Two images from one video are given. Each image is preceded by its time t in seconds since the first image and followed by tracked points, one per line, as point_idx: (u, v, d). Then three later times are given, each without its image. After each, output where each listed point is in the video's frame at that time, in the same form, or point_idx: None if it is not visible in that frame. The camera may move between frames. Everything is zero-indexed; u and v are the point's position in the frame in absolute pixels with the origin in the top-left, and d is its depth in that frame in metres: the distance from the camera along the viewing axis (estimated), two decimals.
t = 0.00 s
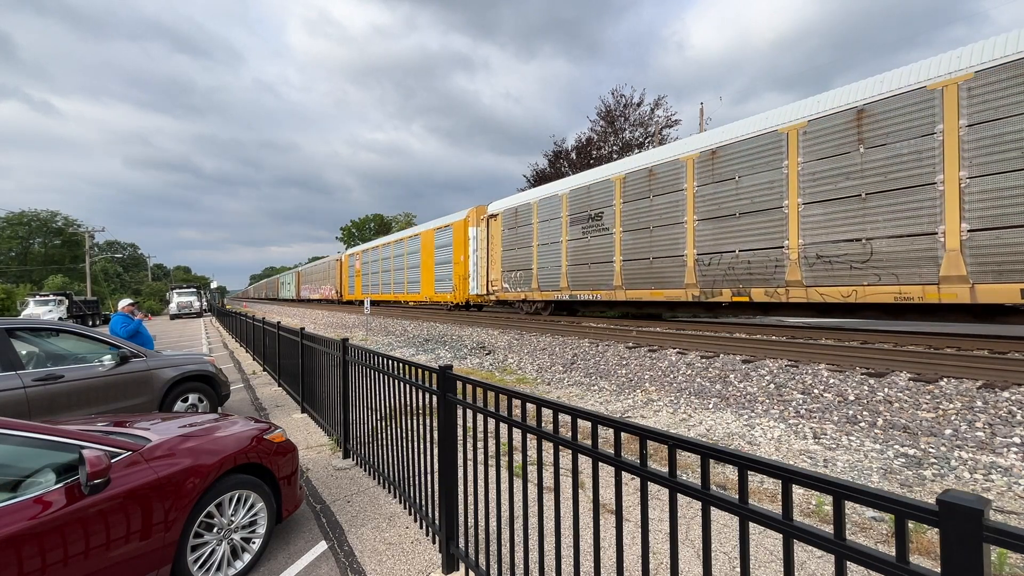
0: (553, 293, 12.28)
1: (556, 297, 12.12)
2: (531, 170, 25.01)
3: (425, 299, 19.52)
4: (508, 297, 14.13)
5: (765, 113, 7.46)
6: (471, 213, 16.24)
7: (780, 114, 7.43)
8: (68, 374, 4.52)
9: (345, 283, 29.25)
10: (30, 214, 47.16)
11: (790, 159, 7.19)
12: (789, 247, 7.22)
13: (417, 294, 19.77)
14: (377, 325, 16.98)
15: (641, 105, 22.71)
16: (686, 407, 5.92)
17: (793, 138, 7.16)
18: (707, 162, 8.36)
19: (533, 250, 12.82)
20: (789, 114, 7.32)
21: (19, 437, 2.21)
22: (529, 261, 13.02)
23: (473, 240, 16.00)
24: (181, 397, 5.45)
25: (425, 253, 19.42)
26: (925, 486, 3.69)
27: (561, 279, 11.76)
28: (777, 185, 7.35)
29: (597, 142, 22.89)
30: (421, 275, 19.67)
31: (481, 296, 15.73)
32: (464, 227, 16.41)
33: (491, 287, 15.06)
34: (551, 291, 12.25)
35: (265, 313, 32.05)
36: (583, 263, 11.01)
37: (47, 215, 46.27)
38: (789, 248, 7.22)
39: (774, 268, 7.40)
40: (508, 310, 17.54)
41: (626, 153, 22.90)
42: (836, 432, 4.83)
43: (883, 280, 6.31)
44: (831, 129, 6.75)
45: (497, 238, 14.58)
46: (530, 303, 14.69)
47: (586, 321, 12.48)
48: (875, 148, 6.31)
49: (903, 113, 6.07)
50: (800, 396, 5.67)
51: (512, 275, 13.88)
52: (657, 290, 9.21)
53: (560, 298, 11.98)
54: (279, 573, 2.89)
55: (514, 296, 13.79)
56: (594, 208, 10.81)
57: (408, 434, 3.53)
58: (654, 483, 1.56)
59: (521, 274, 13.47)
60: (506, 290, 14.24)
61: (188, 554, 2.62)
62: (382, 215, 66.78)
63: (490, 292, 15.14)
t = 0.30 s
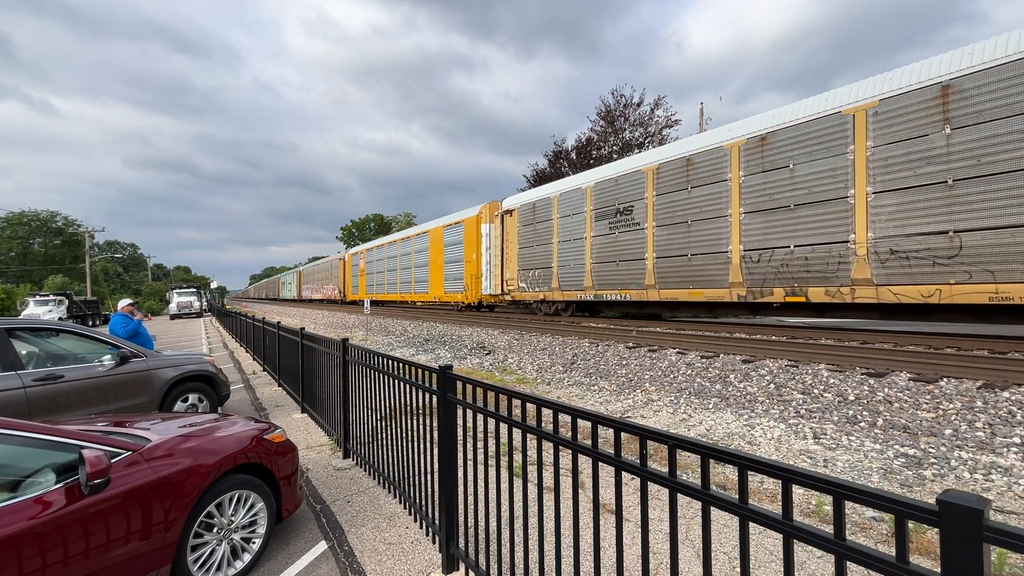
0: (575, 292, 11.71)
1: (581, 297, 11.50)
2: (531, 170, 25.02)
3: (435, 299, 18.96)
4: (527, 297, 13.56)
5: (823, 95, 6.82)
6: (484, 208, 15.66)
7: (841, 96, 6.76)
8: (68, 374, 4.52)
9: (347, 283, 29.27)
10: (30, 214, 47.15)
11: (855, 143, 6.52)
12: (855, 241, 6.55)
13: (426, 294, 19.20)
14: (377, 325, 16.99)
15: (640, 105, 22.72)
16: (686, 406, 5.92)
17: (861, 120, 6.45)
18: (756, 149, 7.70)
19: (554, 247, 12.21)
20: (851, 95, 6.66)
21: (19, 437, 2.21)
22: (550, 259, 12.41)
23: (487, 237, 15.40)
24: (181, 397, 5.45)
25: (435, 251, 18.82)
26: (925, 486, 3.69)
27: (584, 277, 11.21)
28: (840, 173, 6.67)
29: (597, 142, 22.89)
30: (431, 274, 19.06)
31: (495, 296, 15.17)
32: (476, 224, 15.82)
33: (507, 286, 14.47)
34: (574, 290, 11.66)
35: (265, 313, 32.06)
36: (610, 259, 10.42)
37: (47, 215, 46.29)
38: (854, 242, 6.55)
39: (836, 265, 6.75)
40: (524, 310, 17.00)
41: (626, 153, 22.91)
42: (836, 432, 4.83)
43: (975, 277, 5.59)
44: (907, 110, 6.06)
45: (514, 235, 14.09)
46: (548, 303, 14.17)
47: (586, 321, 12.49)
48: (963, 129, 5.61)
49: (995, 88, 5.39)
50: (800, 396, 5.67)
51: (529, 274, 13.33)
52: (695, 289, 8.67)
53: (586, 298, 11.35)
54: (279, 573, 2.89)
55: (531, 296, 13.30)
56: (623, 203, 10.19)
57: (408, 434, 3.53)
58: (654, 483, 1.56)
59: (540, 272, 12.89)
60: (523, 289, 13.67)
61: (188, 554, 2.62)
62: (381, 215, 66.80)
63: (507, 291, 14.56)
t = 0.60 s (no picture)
0: (600, 292, 11.01)
1: (607, 297, 10.77)
2: (531, 170, 25.03)
3: (444, 300, 18.31)
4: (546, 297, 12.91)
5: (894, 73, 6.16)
6: (498, 205, 15.01)
7: (917, 72, 6.08)
8: (68, 374, 4.52)
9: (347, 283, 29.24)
10: (30, 214, 47.16)
11: (941, 122, 5.79)
12: (940, 235, 5.80)
13: (435, 294, 18.53)
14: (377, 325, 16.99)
15: (640, 105, 22.76)
16: (686, 407, 5.92)
17: (949, 96, 5.73)
18: (814, 132, 7.00)
19: (575, 244, 11.57)
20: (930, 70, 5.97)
21: (19, 436, 2.21)
22: (574, 256, 11.66)
23: (501, 234, 14.72)
24: (181, 397, 5.45)
25: (445, 250, 18.15)
26: (925, 486, 3.69)
27: (611, 276, 10.54)
28: (921, 156, 5.96)
29: (597, 142, 22.89)
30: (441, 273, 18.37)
31: (509, 296, 14.52)
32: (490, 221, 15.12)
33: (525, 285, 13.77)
34: (599, 290, 10.95)
35: (265, 313, 32.07)
36: (640, 257, 9.72)
37: (47, 215, 46.36)
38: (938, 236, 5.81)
39: (916, 261, 6.02)
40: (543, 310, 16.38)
41: (626, 154, 22.92)
42: (836, 432, 4.83)
43: None
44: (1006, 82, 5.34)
45: (532, 231, 13.43)
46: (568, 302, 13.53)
47: (586, 321, 12.49)
48: None
49: None
50: (800, 396, 5.67)
51: (548, 272, 12.70)
52: (740, 288, 7.98)
53: (613, 298, 10.62)
54: (279, 573, 2.89)
55: (551, 296, 12.65)
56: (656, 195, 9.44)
57: (408, 434, 3.53)
58: (654, 483, 1.56)
59: (562, 271, 12.18)
60: (542, 288, 13.00)
61: (188, 554, 2.62)
62: (381, 215, 66.82)
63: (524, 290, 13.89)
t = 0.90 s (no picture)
0: (628, 292, 10.44)
1: (637, 297, 10.20)
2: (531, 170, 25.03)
3: (454, 300, 17.60)
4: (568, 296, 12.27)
5: (910, 66, 6.11)
6: (513, 200, 14.30)
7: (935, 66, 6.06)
8: (68, 374, 4.52)
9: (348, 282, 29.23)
10: (30, 214, 47.13)
11: None
12: None
13: (445, 294, 17.84)
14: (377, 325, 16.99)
15: (640, 105, 22.78)
16: (686, 407, 5.92)
17: None
18: (883, 113, 6.43)
19: (602, 240, 11.02)
20: (951, 63, 5.93)
21: (19, 436, 2.21)
22: (599, 251, 11.11)
23: (517, 231, 14.10)
24: (181, 397, 5.45)
25: (456, 248, 17.50)
26: (925, 486, 3.69)
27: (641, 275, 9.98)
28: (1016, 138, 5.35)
29: (597, 142, 22.90)
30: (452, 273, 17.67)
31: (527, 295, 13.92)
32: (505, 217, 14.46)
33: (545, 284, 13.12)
34: (626, 289, 10.39)
35: (265, 313, 32.07)
36: (676, 253, 9.21)
37: (47, 215, 46.38)
38: None
39: (1011, 256, 5.41)
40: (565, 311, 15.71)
41: (626, 154, 22.92)
42: (836, 432, 4.83)
43: None
44: None
45: (551, 228, 12.81)
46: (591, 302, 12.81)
47: (586, 321, 12.50)
48: None
49: None
50: (800, 396, 5.67)
51: (570, 271, 12.12)
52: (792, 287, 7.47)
53: (642, 298, 10.09)
54: (279, 573, 2.89)
55: (573, 296, 12.09)
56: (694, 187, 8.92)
57: (408, 434, 3.53)
58: (654, 483, 1.56)
59: (585, 269, 11.58)
60: (564, 287, 12.38)
61: (188, 554, 2.62)
62: (381, 215, 66.84)
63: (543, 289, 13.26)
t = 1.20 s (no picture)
0: (661, 292, 9.74)
1: (672, 297, 9.47)
2: (531, 170, 25.05)
3: (465, 300, 16.90)
4: (594, 296, 11.50)
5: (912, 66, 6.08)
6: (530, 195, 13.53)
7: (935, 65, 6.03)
8: (68, 374, 4.52)
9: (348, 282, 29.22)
10: (29, 214, 47.12)
11: None
12: None
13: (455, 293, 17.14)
14: (377, 325, 16.99)
15: (640, 105, 22.80)
16: (686, 407, 5.92)
17: None
18: (973, 89, 5.69)
19: (631, 236, 10.28)
20: (951, 63, 5.91)
21: (19, 436, 2.21)
22: (630, 246, 10.33)
23: (535, 227, 13.40)
24: (181, 397, 5.45)
25: (467, 246, 16.78)
26: (925, 486, 3.69)
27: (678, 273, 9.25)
28: None
29: (597, 142, 22.91)
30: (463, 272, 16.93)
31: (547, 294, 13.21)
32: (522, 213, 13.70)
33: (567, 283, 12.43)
34: (660, 288, 9.67)
35: (265, 313, 32.06)
36: (719, 249, 8.50)
37: (47, 215, 46.41)
38: None
39: None
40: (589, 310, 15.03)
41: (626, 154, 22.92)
42: (836, 432, 4.83)
43: None
44: None
45: (575, 224, 12.07)
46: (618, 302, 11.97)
47: (586, 320, 12.52)
48: None
49: None
50: (800, 396, 5.67)
51: (595, 269, 11.38)
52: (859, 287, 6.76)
53: (678, 298, 9.36)
54: (279, 573, 2.89)
55: (598, 296, 11.35)
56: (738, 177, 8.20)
57: (408, 434, 3.53)
58: (654, 483, 1.56)
59: (613, 266, 10.82)
60: (588, 287, 11.65)
61: (188, 554, 2.62)
62: (381, 215, 66.87)
63: (564, 288, 12.60)
